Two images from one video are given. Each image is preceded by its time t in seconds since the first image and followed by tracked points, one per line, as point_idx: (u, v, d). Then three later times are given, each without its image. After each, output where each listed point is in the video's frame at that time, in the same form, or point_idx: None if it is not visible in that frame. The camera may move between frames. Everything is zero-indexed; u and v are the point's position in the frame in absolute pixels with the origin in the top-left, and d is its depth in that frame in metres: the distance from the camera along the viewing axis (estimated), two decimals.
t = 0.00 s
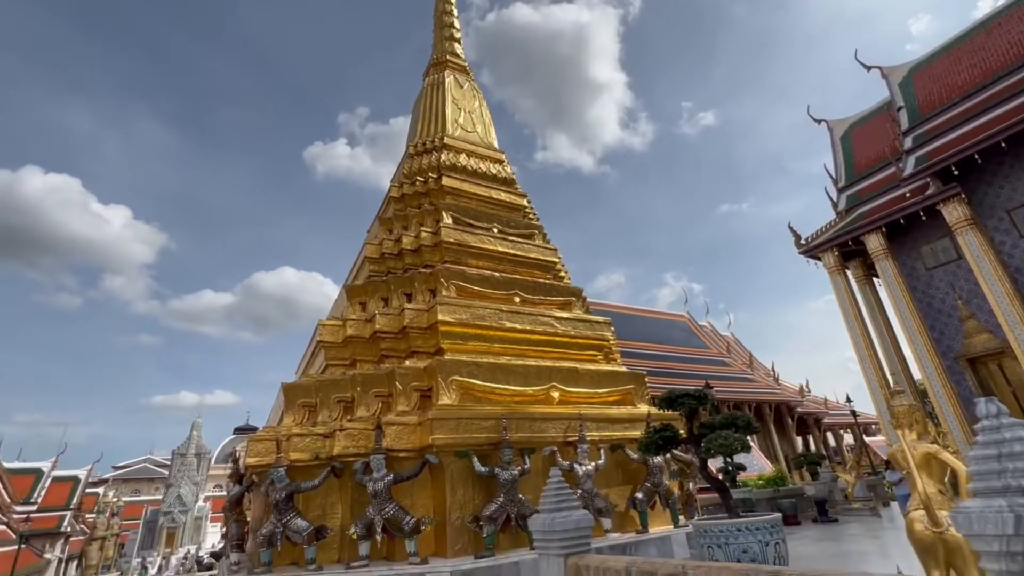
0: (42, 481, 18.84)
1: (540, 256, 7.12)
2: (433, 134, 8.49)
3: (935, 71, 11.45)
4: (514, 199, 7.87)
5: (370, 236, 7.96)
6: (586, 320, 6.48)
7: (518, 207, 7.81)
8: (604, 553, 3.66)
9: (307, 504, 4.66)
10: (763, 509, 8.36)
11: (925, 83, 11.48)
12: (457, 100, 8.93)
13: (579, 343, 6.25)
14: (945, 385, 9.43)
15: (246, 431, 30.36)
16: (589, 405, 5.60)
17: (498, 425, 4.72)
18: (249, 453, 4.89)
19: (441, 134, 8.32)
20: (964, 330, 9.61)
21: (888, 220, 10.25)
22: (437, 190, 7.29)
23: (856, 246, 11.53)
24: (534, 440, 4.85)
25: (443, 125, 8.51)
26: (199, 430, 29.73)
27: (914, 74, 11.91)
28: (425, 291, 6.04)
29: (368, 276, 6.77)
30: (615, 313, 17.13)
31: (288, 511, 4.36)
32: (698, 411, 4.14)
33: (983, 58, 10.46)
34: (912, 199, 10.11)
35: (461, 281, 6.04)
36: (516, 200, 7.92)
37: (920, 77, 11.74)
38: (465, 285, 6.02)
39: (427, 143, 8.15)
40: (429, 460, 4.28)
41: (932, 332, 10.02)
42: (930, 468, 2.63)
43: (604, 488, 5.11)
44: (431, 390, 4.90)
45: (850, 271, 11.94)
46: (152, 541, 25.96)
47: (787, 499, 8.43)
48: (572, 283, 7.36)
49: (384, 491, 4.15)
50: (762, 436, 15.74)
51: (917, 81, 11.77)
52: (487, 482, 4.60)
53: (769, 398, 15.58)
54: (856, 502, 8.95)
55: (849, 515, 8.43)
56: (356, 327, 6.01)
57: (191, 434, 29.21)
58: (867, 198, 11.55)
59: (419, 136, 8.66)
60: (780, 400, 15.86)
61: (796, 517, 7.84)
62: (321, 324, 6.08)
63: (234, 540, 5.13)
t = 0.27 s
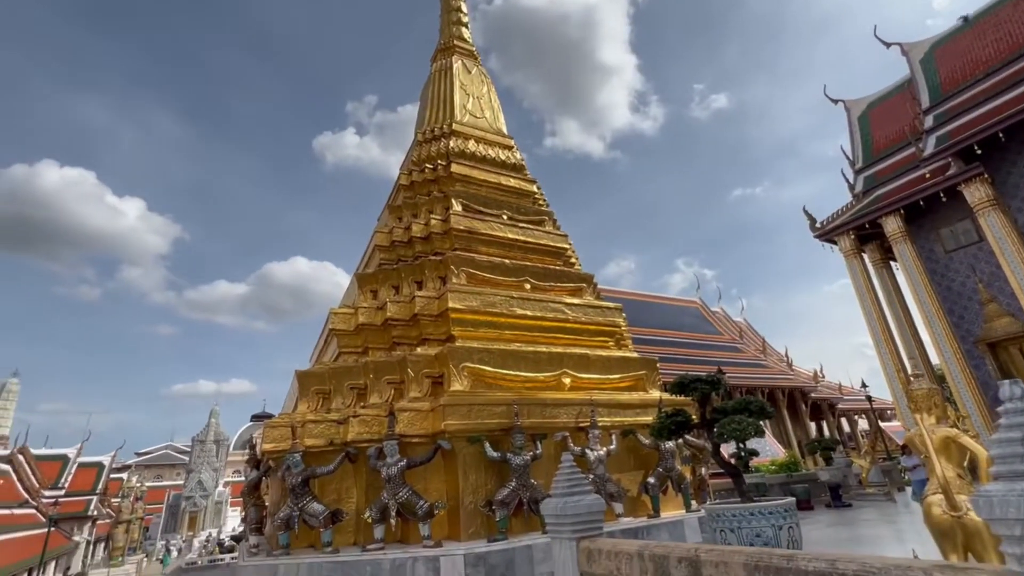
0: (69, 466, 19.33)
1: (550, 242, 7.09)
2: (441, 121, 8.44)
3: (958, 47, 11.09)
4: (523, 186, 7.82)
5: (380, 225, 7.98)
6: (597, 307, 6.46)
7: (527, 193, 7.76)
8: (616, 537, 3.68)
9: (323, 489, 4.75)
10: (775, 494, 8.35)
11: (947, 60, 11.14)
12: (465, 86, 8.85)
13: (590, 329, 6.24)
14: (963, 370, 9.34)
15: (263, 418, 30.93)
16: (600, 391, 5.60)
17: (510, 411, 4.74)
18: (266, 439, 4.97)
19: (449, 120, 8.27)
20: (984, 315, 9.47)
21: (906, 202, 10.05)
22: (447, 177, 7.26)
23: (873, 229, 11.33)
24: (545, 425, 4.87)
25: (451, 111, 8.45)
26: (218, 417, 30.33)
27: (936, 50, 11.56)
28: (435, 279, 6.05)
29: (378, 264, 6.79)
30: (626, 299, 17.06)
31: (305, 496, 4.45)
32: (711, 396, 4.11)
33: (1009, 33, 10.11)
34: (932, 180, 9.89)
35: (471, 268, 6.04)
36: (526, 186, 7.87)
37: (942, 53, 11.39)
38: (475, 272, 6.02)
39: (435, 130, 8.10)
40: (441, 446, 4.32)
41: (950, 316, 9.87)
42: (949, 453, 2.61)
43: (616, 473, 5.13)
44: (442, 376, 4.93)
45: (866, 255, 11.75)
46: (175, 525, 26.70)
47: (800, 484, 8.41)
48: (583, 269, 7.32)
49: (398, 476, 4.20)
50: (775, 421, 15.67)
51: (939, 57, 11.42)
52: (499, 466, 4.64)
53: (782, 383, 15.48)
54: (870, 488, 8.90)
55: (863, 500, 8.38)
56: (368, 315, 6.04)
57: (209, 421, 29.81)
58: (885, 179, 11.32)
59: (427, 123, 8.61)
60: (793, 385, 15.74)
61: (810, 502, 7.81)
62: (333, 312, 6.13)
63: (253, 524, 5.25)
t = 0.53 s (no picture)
0: (95, 452, 19.86)
1: (561, 228, 7.05)
2: (450, 108, 8.38)
3: (983, 21, 10.72)
4: (534, 172, 7.77)
5: (391, 213, 7.98)
6: (609, 293, 6.43)
7: (538, 179, 7.70)
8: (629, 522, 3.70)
9: (338, 474, 4.82)
10: (789, 479, 8.32)
11: (972, 35, 10.78)
12: (473, 71, 8.76)
13: (602, 315, 6.22)
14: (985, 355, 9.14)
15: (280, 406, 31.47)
16: (613, 377, 5.59)
17: (522, 397, 4.76)
18: (282, 425, 5.05)
19: (458, 107, 8.21)
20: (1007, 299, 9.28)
21: (926, 183, 9.82)
22: (456, 164, 7.23)
23: (892, 211, 11.09)
24: (557, 411, 4.88)
25: (460, 97, 8.38)
26: (236, 404, 30.91)
27: (960, 25, 11.18)
28: (446, 266, 6.06)
29: (390, 253, 6.81)
30: (638, 286, 16.96)
31: (321, 481, 4.52)
32: (725, 382, 4.08)
33: None
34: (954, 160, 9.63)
35: (482, 255, 6.03)
36: (536, 172, 7.81)
37: (967, 28, 11.01)
38: (486, 260, 6.01)
39: (445, 117, 8.06)
40: (454, 432, 4.36)
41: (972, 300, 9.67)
42: (969, 437, 2.58)
43: (628, 458, 5.14)
44: (454, 363, 4.95)
45: (885, 238, 11.53)
46: (197, 509, 27.41)
47: (815, 470, 8.37)
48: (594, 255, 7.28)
49: (412, 462, 4.25)
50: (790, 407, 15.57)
51: (964, 32, 11.05)
52: (512, 452, 4.66)
53: (797, 369, 15.34)
54: (886, 473, 8.83)
55: (879, 486, 8.32)
56: (380, 303, 6.08)
57: (228, 408, 30.39)
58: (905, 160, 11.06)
59: (436, 110, 8.56)
60: (809, 371, 15.60)
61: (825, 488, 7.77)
62: (346, 300, 6.18)
63: (272, 507, 5.35)
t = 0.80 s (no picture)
0: (122, 438, 20.43)
1: (573, 215, 6.99)
2: (461, 94, 8.32)
3: None
4: (545, 158, 7.70)
5: (402, 201, 7.98)
6: (622, 279, 6.38)
7: (549, 166, 7.64)
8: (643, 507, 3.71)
9: (355, 460, 4.90)
10: (806, 466, 8.26)
11: (1001, 9, 10.39)
12: (483, 57, 8.68)
13: (615, 302, 6.18)
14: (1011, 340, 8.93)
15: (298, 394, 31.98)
16: (626, 364, 5.56)
17: (535, 384, 4.76)
18: (300, 413, 5.12)
19: (469, 93, 8.14)
20: None
21: (951, 163, 9.54)
22: (467, 151, 7.18)
23: (915, 193, 10.81)
24: (570, 398, 4.88)
25: (471, 84, 8.32)
26: (255, 393, 31.50)
27: None
28: (459, 254, 6.05)
29: (402, 241, 6.82)
30: (652, 272, 16.82)
31: (338, 467, 4.60)
32: (740, 367, 4.04)
33: None
34: (981, 139, 9.33)
35: (494, 243, 6.01)
36: (548, 158, 7.74)
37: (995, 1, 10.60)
38: (498, 248, 6.00)
39: (455, 104, 8.01)
40: (468, 419, 4.38)
41: (998, 284, 9.42)
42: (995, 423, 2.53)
43: (642, 444, 5.13)
44: (468, 350, 4.96)
45: (907, 221, 11.26)
46: (220, 494, 28.13)
47: (832, 456, 8.29)
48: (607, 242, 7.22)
49: (427, 448, 4.29)
50: (807, 394, 15.41)
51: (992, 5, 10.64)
52: (525, 438, 4.68)
53: (814, 356, 15.15)
54: (906, 460, 8.72)
55: (899, 473, 8.22)
56: (393, 292, 6.11)
57: (248, 397, 30.98)
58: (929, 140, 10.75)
59: (447, 97, 8.50)
60: (826, 357, 15.40)
61: (842, 475, 7.70)
62: (359, 289, 6.22)
63: (291, 492, 5.47)
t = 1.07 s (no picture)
0: (149, 426, 21.01)
1: (588, 202, 6.93)
2: (473, 82, 8.26)
3: None
4: (559, 145, 7.63)
5: (416, 191, 7.99)
6: (637, 267, 6.32)
7: (563, 153, 7.56)
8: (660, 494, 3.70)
9: (373, 447, 4.97)
10: (825, 454, 8.18)
11: None
12: (495, 44, 8.59)
13: (630, 290, 6.13)
14: None
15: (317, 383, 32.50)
16: (641, 351, 5.52)
17: (550, 372, 4.76)
18: (318, 401, 5.19)
19: (481, 81, 8.08)
20: None
21: (981, 143, 9.23)
22: (480, 139, 7.14)
23: (941, 175, 10.49)
24: (586, 386, 4.87)
25: (483, 71, 8.25)
26: (276, 382, 32.08)
27: None
28: (472, 243, 6.05)
29: (416, 231, 6.84)
30: (669, 260, 16.66)
31: (356, 454, 4.67)
32: (759, 354, 3.99)
33: None
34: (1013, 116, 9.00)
35: (508, 232, 5.99)
36: (562, 145, 7.67)
37: None
38: (512, 236, 5.98)
39: (467, 92, 7.95)
40: (483, 407, 4.40)
41: None
42: None
43: (658, 432, 5.11)
44: (482, 339, 4.97)
45: (933, 204, 10.95)
46: (244, 480, 28.83)
47: (852, 445, 8.19)
48: (622, 229, 7.15)
49: (443, 435, 4.32)
50: (827, 381, 15.21)
51: None
52: (541, 426, 4.69)
53: (834, 343, 14.92)
54: (929, 448, 8.57)
55: (921, 461, 8.09)
56: (408, 281, 6.13)
57: (268, 386, 31.57)
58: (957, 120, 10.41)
59: (459, 85, 8.45)
60: (847, 345, 15.15)
61: (863, 463, 7.60)
62: (374, 279, 6.25)
63: (311, 479, 5.57)
